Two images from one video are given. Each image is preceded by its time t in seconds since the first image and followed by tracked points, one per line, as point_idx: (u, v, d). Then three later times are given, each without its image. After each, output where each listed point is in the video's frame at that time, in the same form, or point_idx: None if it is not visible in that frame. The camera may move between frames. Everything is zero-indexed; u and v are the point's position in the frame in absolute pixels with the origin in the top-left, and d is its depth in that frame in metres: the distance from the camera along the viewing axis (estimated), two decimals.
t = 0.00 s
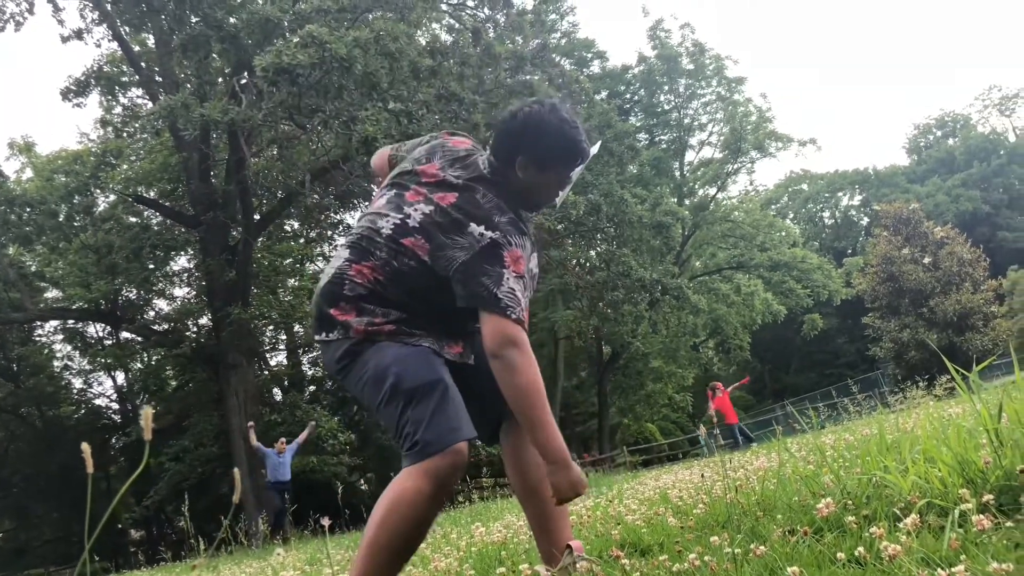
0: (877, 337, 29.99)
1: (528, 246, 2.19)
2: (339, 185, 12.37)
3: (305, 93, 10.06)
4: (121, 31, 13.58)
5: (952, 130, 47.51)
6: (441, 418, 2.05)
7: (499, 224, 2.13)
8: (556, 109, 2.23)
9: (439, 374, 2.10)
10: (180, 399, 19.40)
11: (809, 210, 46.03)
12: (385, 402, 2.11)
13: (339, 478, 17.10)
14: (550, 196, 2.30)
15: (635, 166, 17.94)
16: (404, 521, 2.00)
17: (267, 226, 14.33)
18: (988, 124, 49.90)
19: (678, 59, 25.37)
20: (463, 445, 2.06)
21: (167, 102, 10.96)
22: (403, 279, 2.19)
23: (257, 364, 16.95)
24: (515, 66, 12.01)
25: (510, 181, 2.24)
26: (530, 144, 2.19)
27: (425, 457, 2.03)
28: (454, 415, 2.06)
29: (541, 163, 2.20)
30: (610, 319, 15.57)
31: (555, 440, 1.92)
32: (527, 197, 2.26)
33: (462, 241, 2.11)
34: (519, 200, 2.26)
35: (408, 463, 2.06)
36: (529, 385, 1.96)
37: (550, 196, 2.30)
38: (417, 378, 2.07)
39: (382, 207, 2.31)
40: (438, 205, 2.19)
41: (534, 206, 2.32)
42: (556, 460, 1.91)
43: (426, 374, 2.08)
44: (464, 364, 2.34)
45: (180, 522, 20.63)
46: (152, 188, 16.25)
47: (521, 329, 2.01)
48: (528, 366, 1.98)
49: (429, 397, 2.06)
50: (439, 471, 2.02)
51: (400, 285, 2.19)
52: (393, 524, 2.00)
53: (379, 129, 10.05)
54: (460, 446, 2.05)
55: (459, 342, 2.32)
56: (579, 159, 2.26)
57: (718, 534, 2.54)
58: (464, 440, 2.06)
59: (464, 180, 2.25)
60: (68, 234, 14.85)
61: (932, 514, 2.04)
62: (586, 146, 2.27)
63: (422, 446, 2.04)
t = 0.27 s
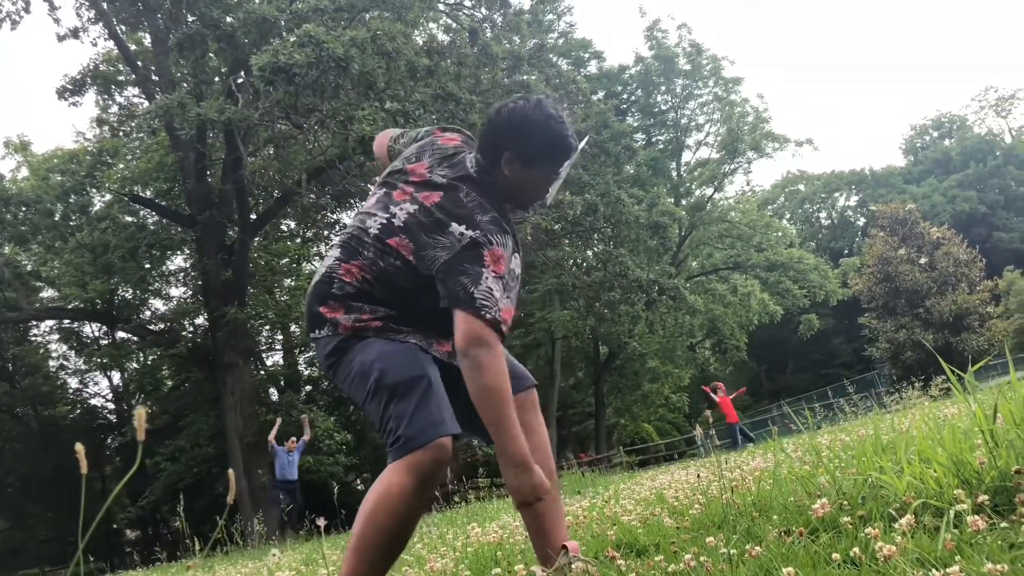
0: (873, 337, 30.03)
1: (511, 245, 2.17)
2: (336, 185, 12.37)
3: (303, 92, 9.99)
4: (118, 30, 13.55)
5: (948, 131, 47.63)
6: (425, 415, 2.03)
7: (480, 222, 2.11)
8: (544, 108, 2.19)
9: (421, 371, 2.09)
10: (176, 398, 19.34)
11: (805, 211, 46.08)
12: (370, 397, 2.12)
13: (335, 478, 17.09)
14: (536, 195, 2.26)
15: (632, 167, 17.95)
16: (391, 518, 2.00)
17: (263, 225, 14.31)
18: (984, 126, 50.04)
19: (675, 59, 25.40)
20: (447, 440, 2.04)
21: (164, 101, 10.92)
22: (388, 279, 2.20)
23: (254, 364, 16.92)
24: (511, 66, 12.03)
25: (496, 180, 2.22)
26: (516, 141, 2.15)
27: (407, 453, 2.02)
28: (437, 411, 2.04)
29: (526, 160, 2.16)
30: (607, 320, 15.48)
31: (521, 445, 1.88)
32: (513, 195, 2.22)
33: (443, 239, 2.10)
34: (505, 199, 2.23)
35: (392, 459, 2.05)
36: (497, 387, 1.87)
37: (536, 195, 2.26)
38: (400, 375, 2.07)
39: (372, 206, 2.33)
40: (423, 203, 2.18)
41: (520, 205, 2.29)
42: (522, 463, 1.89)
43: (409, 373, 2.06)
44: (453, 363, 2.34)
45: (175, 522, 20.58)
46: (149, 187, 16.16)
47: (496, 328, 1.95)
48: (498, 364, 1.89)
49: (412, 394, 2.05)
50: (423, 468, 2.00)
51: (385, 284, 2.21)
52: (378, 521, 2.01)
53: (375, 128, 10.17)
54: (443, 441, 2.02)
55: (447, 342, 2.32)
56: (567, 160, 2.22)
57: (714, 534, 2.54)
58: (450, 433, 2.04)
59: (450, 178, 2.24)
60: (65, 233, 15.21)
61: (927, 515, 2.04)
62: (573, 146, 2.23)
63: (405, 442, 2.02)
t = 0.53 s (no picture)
0: (869, 338, 30.10)
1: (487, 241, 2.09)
2: (333, 185, 12.37)
3: (300, 92, 10.01)
4: (114, 29, 13.51)
5: (944, 132, 47.76)
6: (402, 413, 2.10)
7: (453, 218, 2.05)
8: (525, 102, 2.15)
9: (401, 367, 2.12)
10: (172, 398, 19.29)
11: (802, 212, 46.18)
12: (355, 392, 2.17)
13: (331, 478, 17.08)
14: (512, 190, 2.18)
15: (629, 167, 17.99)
16: (372, 512, 2.11)
17: (260, 225, 14.29)
18: (980, 127, 50.18)
19: (672, 60, 25.45)
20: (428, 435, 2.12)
21: (160, 100, 10.92)
22: (372, 276, 2.18)
23: (250, 364, 16.90)
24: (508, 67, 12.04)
25: (475, 174, 2.16)
26: (492, 133, 2.11)
27: (387, 448, 2.11)
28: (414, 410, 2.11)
29: (497, 148, 2.11)
30: (604, 320, 15.54)
31: (470, 442, 1.88)
32: (486, 187, 2.15)
33: (418, 236, 2.06)
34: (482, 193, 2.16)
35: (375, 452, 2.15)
36: (449, 379, 1.89)
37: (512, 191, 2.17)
38: (380, 372, 2.11)
39: (364, 201, 2.30)
40: (403, 199, 2.13)
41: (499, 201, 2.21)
42: (470, 463, 1.88)
43: (386, 369, 2.11)
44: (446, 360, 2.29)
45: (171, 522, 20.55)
46: (144, 186, 15.91)
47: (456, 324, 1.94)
48: (450, 358, 1.90)
49: (390, 391, 2.10)
50: (401, 462, 2.11)
51: (370, 281, 2.19)
52: (360, 515, 2.12)
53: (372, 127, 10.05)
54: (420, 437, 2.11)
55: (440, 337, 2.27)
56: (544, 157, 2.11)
57: (709, 534, 2.55)
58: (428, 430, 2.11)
59: (430, 173, 2.17)
60: (60, 233, 15.36)
61: (922, 515, 2.05)
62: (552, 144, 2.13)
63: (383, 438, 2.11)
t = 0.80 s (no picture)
0: (864, 338, 30.19)
1: (447, 234, 2.07)
2: (330, 184, 12.37)
3: (296, 91, 10.00)
4: (110, 27, 13.46)
5: (939, 134, 47.86)
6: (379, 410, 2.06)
7: (413, 211, 2.05)
8: (497, 93, 2.11)
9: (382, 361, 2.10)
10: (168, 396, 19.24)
11: (798, 212, 46.24)
12: (335, 385, 2.19)
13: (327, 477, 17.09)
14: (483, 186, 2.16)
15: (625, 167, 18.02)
16: (352, 507, 2.11)
17: (256, 224, 14.29)
18: (976, 129, 50.30)
19: (668, 60, 25.47)
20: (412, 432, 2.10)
21: (156, 99, 10.92)
22: (347, 273, 2.16)
23: (246, 362, 16.87)
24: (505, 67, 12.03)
25: (443, 166, 2.15)
26: (454, 123, 2.09)
27: (365, 444, 2.08)
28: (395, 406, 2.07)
29: (461, 142, 2.10)
30: (600, 320, 15.58)
31: (395, 435, 1.87)
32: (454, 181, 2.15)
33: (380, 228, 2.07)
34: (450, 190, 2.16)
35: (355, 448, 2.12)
36: (375, 367, 1.88)
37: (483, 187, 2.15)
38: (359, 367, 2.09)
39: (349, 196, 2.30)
40: (372, 195, 2.14)
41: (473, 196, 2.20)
42: (394, 455, 1.87)
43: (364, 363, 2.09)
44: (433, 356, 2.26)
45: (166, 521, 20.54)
46: (140, 184, 15.84)
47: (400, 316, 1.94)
48: (382, 344, 1.89)
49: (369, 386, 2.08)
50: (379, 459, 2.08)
51: (346, 277, 2.17)
52: (340, 509, 2.12)
53: (370, 127, 10.14)
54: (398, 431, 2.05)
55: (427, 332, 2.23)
56: (510, 152, 2.07)
57: (704, 534, 2.55)
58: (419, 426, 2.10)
59: (402, 168, 2.19)
60: (56, 230, 15.52)
61: (917, 516, 2.06)
62: (518, 139, 2.08)
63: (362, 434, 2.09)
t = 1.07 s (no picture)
0: (861, 338, 30.25)
1: (407, 230, 2.06)
2: (328, 183, 12.37)
3: (295, 89, 9.98)
4: (108, 25, 13.45)
5: (937, 133, 47.92)
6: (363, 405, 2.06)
7: (375, 207, 2.04)
8: (467, 88, 2.13)
9: (366, 355, 2.09)
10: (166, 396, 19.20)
11: (796, 212, 46.26)
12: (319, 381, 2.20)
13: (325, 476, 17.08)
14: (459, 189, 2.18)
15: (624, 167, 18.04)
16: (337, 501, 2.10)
17: (254, 223, 14.28)
18: (974, 129, 50.36)
19: (667, 59, 25.48)
20: (397, 426, 2.10)
21: (154, 97, 10.91)
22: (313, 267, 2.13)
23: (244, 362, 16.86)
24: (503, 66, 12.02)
25: (414, 163, 2.14)
26: (425, 117, 2.10)
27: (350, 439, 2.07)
28: (381, 400, 2.07)
29: (431, 138, 2.10)
30: (598, 320, 15.60)
31: (321, 426, 1.83)
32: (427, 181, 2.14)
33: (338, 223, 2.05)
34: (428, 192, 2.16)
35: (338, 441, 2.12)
36: (314, 359, 1.89)
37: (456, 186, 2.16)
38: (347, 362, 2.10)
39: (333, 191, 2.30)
40: (345, 192, 2.13)
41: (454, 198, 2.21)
42: (321, 449, 1.85)
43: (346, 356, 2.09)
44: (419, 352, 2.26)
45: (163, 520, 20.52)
46: (138, 183, 15.74)
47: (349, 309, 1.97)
48: (317, 335, 1.90)
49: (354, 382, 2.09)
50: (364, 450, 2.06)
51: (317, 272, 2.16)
52: (328, 505, 2.10)
53: (368, 125, 9.96)
54: (381, 424, 2.06)
55: (415, 328, 2.23)
56: (476, 149, 2.11)
57: (701, 534, 2.55)
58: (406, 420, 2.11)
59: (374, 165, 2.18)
60: (54, 230, 15.37)
61: (914, 515, 2.06)
62: (489, 136, 2.12)
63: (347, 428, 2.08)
